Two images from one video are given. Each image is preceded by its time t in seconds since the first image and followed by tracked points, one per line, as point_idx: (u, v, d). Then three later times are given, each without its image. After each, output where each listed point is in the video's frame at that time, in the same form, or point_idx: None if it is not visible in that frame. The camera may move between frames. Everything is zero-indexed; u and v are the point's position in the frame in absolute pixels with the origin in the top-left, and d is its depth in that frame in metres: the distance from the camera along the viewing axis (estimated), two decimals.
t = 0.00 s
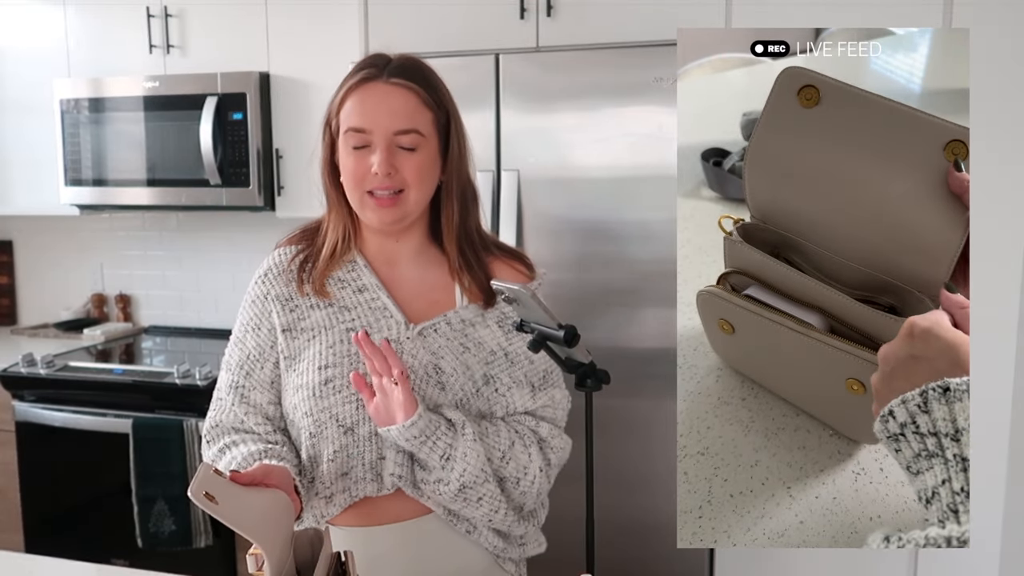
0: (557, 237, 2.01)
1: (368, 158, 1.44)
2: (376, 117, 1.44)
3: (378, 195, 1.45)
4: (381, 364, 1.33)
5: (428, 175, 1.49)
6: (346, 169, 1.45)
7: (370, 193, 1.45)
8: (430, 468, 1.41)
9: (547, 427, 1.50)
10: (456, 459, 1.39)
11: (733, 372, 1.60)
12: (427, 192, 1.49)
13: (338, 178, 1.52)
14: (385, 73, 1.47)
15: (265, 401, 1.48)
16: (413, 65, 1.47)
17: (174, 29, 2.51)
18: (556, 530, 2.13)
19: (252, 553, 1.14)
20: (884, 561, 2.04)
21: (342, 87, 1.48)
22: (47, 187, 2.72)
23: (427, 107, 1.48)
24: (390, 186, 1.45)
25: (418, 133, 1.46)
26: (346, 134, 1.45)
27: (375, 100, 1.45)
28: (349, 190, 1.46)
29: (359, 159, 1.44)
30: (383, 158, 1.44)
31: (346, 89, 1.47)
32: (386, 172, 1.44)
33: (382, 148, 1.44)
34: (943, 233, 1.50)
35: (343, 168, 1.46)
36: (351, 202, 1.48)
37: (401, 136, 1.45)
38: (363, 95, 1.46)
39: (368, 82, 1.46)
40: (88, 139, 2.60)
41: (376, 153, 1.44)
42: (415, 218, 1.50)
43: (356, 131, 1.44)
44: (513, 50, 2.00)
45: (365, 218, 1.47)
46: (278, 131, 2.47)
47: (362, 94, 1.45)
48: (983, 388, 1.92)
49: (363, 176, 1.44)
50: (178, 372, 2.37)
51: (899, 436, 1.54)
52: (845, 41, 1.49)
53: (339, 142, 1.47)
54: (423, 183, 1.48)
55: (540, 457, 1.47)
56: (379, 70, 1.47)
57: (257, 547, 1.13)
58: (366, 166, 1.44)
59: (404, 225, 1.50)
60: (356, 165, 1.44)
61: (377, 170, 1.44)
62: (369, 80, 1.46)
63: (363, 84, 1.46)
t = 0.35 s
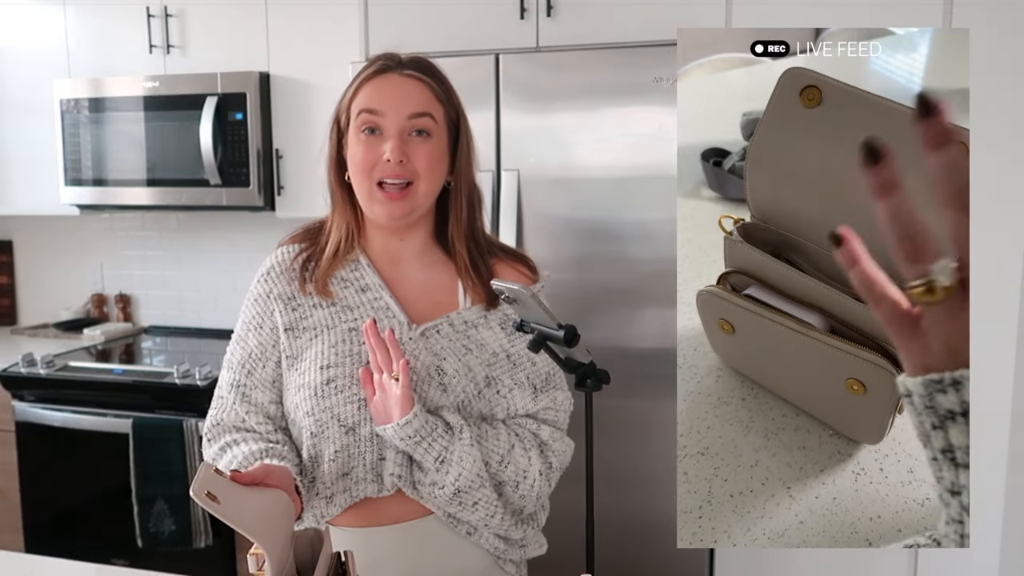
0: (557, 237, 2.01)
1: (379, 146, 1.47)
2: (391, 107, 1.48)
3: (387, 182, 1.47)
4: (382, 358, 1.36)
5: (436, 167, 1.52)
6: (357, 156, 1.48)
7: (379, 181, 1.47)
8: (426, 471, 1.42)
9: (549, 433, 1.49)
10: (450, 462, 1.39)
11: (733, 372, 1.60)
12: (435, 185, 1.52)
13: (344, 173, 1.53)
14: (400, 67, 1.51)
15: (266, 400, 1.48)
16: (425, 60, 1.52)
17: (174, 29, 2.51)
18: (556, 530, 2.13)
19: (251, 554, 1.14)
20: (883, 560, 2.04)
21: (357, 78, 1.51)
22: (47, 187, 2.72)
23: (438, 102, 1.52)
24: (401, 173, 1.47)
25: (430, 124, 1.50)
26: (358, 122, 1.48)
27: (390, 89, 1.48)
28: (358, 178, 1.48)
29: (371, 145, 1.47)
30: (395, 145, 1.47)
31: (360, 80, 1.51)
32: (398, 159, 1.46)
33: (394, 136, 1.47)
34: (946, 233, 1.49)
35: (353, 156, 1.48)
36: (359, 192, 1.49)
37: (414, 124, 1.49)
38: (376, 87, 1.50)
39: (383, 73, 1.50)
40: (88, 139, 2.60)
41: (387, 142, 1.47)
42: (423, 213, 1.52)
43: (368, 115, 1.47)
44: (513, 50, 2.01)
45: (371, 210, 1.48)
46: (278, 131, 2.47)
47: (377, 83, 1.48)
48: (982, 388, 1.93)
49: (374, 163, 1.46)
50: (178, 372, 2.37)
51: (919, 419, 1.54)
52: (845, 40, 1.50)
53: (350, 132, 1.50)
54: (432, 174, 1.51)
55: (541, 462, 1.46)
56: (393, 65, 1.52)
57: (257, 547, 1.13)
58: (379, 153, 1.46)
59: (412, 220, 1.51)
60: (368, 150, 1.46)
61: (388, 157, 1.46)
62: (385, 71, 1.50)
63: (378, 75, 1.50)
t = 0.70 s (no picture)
0: (557, 238, 2.01)
1: (379, 166, 1.45)
2: (389, 126, 1.45)
3: (391, 205, 1.47)
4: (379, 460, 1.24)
5: (438, 183, 1.50)
6: (357, 179, 1.46)
7: (383, 204, 1.47)
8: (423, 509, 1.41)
9: (551, 447, 1.50)
10: (444, 515, 1.39)
11: (733, 372, 1.59)
12: (436, 202, 1.51)
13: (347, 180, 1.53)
14: (395, 80, 1.47)
15: (271, 400, 1.49)
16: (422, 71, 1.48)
17: (174, 29, 2.51)
18: (556, 530, 2.13)
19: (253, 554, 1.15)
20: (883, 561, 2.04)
21: (354, 91, 1.48)
22: (47, 187, 2.72)
23: (437, 115, 1.48)
24: (401, 196, 1.46)
25: (430, 139, 1.47)
26: (356, 142, 1.46)
27: (386, 109, 1.45)
28: (361, 199, 1.47)
29: (370, 168, 1.45)
30: (395, 168, 1.44)
31: (356, 95, 1.48)
32: (397, 182, 1.45)
33: (394, 157, 1.45)
34: (948, 233, 1.49)
35: (354, 177, 1.47)
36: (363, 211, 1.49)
37: (413, 144, 1.46)
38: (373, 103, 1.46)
39: (379, 90, 1.46)
40: (88, 139, 2.60)
41: (387, 162, 1.45)
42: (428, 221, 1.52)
43: (366, 141, 1.45)
44: (513, 50, 2.01)
45: (376, 226, 1.48)
46: (278, 131, 2.47)
47: (373, 103, 1.45)
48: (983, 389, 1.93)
49: (375, 185, 1.45)
50: (178, 372, 2.37)
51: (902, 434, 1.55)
52: (845, 40, 1.50)
53: (349, 148, 1.48)
54: (433, 191, 1.50)
55: (545, 480, 1.48)
56: (389, 76, 1.48)
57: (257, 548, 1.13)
58: (378, 175, 1.45)
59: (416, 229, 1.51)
60: (367, 176, 1.45)
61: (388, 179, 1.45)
62: (380, 87, 1.46)
63: (374, 91, 1.46)
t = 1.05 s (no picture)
0: (557, 238, 2.01)
1: (376, 171, 1.46)
2: (385, 131, 1.46)
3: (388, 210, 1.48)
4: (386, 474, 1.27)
5: (437, 187, 1.51)
6: (355, 183, 1.48)
7: (380, 208, 1.48)
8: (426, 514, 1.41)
9: (557, 449, 1.49)
10: (451, 519, 1.40)
11: (733, 372, 1.59)
12: (435, 204, 1.51)
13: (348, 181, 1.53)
14: (391, 83, 1.47)
15: (275, 401, 1.49)
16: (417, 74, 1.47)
17: (174, 29, 2.51)
18: (556, 530, 2.13)
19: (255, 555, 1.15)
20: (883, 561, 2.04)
21: (352, 95, 1.48)
22: (47, 187, 2.72)
23: (434, 118, 1.48)
24: (398, 200, 1.47)
25: (426, 144, 1.47)
26: (353, 147, 1.47)
27: (383, 113, 1.46)
28: (360, 203, 1.49)
29: (366, 172, 1.46)
30: (390, 172, 1.45)
31: (354, 98, 1.48)
32: (393, 187, 1.46)
33: (390, 161, 1.46)
34: (947, 233, 1.51)
35: (352, 181, 1.48)
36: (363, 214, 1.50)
37: (409, 148, 1.46)
38: (371, 108, 1.47)
39: (375, 95, 1.47)
40: (88, 139, 2.60)
41: (384, 165, 1.46)
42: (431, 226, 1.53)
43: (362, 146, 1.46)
44: (513, 50, 2.01)
45: (375, 229, 1.50)
46: (278, 131, 2.47)
47: (369, 107, 1.46)
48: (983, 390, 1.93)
49: (372, 189, 1.46)
50: (177, 372, 2.37)
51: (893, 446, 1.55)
52: (845, 40, 1.50)
53: (348, 152, 1.49)
54: (431, 196, 1.50)
55: (551, 483, 1.47)
56: (387, 79, 1.48)
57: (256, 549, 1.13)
58: (374, 179, 1.46)
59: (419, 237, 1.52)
60: (364, 180, 1.46)
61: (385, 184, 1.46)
62: (377, 90, 1.47)
63: (370, 95, 1.47)
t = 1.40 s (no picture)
0: (557, 237, 2.01)
1: (381, 151, 1.51)
2: (391, 112, 1.52)
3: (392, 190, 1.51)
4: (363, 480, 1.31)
5: (441, 171, 1.55)
6: (361, 164, 1.52)
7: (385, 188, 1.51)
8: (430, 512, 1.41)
9: (562, 448, 1.50)
10: (457, 517, 1.40)
11: (733, 373, 1.60)
12: (439, 188, 1.55)
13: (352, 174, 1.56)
14: (398, 70, 1.54)
15: (276, 400, 1.49)
16: (425, 62, 1.54)
17: (174, 30, 2.51)
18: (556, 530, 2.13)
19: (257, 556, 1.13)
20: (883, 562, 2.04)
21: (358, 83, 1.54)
22: (47, 187, 2.72)
23: (438, 103, 1.55)
24: (405, 178, 1.51)
25: (431, 126, 1.53)
26: (359, 130, 1.52)
27: (389, 96, 1.52)
28: (364, 186, 1.52)
29: (372, 152, 1.51)
30: (397, 152, 1.51)
31: (360, 86, 1.54)
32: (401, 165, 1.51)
33: (396, 142, 1.51)
34: (948, 234, 1.51)
35: (358, 163, 1.52)
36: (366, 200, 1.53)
37: (415, 129, 1.52)
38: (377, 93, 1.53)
39: (381, 79, 1.52)
40: (88, 139, 2.60)
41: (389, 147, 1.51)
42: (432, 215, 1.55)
43: (368, 125, 1.51)
44: (513, 50, 2.01)
45: (379, 215, 1.52)
46: (278, 131, 2.47)
47: (375, 91, 1.52)
48: (984, 390, 1.92)
49: (378, 169, 1.51)
50: (177, 371, 2.36)
51: (889, 463, 1.56)
52: (845, 40, 1.49)
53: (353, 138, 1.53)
54: (436, 177, 1.54)
55: (556, 482, 1.47)
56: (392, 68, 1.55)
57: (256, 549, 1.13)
58: (381, 159, 1.51)
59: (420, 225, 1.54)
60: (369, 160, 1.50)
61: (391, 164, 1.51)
62: (383, 76, 1.53)
63: (376, 81, 1.52)
